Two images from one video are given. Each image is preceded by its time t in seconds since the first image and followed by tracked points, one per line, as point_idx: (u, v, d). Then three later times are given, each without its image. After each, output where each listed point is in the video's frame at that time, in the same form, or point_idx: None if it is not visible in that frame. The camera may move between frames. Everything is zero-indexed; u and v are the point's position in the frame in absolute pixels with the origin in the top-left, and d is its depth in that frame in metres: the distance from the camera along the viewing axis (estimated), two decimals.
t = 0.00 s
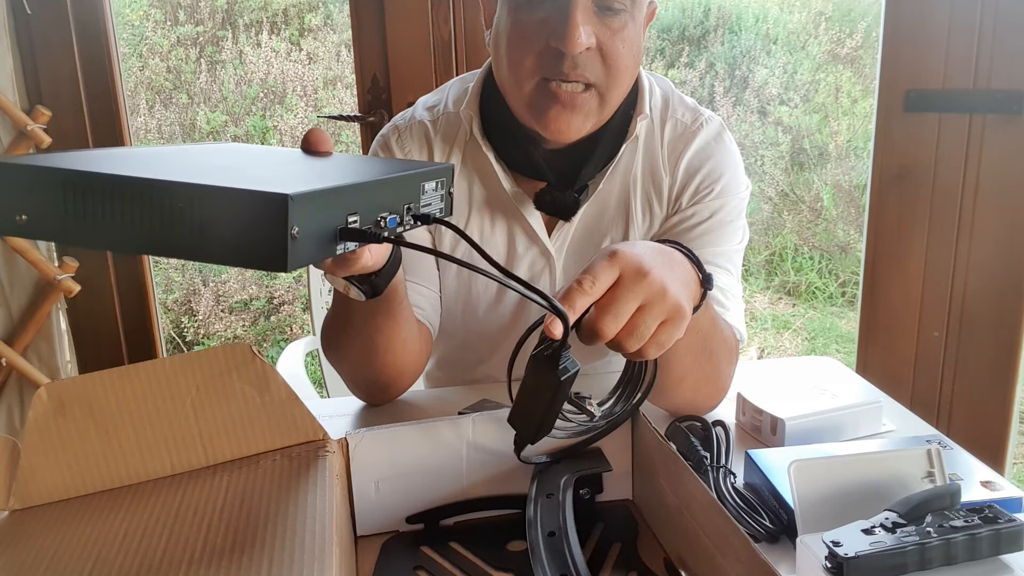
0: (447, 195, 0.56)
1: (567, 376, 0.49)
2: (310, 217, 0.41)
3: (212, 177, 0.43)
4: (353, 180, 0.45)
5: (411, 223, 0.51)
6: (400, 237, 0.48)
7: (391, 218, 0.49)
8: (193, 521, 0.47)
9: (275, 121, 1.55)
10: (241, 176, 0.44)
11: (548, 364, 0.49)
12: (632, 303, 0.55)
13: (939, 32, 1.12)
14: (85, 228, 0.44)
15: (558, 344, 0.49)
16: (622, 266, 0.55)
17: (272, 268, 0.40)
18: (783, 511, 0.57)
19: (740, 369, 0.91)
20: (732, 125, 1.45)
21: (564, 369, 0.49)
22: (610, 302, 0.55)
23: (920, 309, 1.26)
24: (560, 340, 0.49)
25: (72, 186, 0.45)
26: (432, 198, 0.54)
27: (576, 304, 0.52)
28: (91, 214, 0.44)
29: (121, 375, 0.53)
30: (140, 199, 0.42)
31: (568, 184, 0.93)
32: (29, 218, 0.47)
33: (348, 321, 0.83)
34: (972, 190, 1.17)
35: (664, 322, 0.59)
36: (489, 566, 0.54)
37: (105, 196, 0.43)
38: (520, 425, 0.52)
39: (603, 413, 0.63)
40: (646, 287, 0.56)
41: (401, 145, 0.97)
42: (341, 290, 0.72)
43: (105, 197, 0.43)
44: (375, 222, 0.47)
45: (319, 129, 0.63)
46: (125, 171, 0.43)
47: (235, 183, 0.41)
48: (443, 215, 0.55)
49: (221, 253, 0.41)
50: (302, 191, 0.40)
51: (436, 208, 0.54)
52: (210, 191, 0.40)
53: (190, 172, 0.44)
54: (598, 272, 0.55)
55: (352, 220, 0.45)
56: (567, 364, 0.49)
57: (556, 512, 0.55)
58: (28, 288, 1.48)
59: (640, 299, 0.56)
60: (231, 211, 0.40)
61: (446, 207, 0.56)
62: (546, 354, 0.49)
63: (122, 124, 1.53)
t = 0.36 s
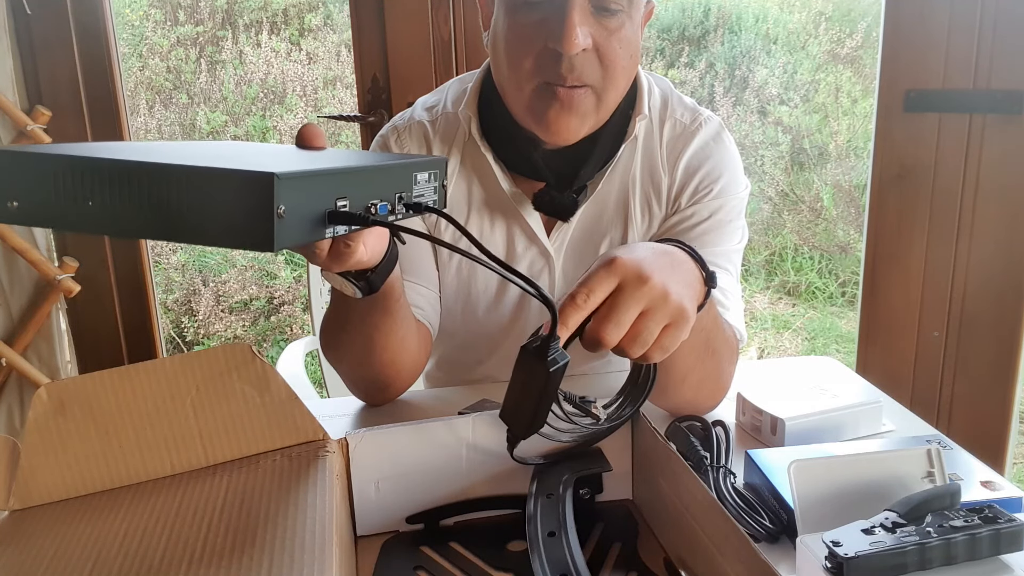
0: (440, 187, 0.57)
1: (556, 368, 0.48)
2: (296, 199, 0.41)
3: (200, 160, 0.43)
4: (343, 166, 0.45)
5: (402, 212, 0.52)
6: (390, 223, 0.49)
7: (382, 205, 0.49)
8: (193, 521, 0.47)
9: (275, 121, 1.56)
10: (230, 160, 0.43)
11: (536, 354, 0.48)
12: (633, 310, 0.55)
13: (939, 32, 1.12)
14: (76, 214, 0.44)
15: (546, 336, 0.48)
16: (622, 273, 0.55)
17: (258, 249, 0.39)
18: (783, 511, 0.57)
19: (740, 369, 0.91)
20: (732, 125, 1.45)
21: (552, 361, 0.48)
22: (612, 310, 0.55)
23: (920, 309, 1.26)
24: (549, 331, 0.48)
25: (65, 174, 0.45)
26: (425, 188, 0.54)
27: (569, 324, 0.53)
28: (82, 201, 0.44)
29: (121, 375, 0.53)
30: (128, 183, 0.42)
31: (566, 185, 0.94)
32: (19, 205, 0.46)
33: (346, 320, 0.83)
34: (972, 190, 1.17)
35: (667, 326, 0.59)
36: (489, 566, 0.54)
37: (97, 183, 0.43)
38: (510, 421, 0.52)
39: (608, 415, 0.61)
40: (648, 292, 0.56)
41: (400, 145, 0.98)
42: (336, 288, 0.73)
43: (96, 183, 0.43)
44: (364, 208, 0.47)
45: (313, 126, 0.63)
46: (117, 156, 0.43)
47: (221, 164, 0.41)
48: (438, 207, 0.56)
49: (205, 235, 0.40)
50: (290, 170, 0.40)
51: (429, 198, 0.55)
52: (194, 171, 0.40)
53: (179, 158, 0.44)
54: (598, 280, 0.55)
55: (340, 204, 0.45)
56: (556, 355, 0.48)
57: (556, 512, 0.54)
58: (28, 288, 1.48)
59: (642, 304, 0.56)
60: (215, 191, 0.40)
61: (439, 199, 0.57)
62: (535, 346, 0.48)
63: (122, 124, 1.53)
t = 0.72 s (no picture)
0: (437, 184, 0.57)
1: (554, 364, 0.48)
2: (289, 194, 0.40)
3: (196, 157, 0.43)
4: (337, 161, 0.45)
5: (399, 208, 0.51)
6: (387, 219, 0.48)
7: (378, 201, 0.49)
8: (193, 522, 0.47)
9: (275, 121, 1.56)
10: (225, 156, 0.43)
11: (533, 352, 0.48)
12: (626, 314, 0.55)
13: (939, 31, 1.12)
14: (73, 211, 0.44)
15: (542, 332, 0.48)
16: (615, 277, 0.55)
17: (251, 244, 0.39)
18: (783, 511, 0.57)
19: (740, 368, 0.91)
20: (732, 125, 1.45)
21: (550, 358, 0.48)
22: (604, 315, 0.55)
23: (920, 309, 1.26)
24: (545, 327, 0.49)
25: (61, 171, 0.45)
26: (422, 185, 0.55)
27: (567, 330, 0.52)
28: (79, 198, 0.44)
29: (121, 375, 0.53)
30: (125, 178, 0.42)
31: (565, 185, 0.94)
32: (16, 203, 0.46)
33: (345, 319, 0.83)
34: (972, 190, 1.17)
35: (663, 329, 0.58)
36: (489, 566, 0.54)
37: (94, 180, 0.43)
38: (508, 420, 0.52)
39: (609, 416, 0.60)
40: (642, 296, 0.56)
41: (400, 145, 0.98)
42: (336, 288, 0.73)
43: (92, 180, 0.43)
44: (360, 205, 0.47)
45: (310, 124, 0.63)
46: (114, 153, 0.43)
47: (216, 159, 0.41)
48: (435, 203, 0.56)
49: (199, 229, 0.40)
50: (282, 165, 0.39)
51: (426, 194, 0.55)
52: (189, 166, 0.40)
53: (175, 154, 0.44)
54: (592, 285, 0.54)
55: (336, 200, 0.45)
56: (553, 351, 0.48)
57: (556, 512, 0.54)
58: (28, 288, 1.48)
59: (635, 308, 0.56)
60: (210, 185, 0.40)
61: (437, 196, 0.57)
62: (531, 343, 0.48)
63: (122, 124, 1.53)
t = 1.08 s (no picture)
0: (439, 185, 0.57)
1: (551, 366, 0.48)
2: (286, 193, 0.40)
3: (194, 157, 0.42)
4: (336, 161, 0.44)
5: (399, 208, 0.51)
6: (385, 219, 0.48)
7: (377, 201, 0.49)
8: (193, 521, 0.47)
9: (275, 121, 1.56)
10: (224, 156, 0.43)
11: (531, 353, 0.48)
12: (627, 315, 0.55)
13: (939, 32, 1.12)
14: (70, 210, 0.44)
15: (540, 334, 0.48)
16: (615, 278, 0.55)
17: (246, 244, 0.39)
18: (783, 511, 0.57)
19: (740, 368, 0.91)
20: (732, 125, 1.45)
21: (547, 360, 0.48)
22: (605, 317, 0.55)
23: (920, 309, 1.26)
24: (543, 330, 0.48)
25: (61, 170, 0.45)
26: (423, 185, 0.55)
27: (569, 330, 0.52)
28: (78, 197, 0.44)
29: (121, 375, 0.53)
30: (124, 178, 0.42)
31: (565, 185, 0.94)
32: (15, 202, 0.46)
33: (345, 319, 0.83)
34: (972, 190, 1.17)
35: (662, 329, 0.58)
36: (489, 566, 0.54)
37: (93, 179, 0.43)
38: (506, 420, 0.52)
39: (610, 419, 0.60)
40: (641, 297, 0.55)
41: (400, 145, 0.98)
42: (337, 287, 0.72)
43: (91, 179, 0.43)
44: (359, 204, 0.47)
45: (312, 124, 0.63)
46: (112, 152, 0.43)
47: (214, 159, 0.41)
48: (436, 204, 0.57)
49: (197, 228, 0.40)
50: (279, 164, 0.39)
51: (427, 195, 0.55)
52: (187, 166, 0.40)
53: (173, 153, 0.44)
54: (593, 286, 0.54)
55: (334, 200, 0.45)
56: (551, 354, 0.48)
57: (556, 513, 0.54)
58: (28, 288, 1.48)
59: (635, 309, 0.55)
60: (207, 185, 0.39)
61: (438, 197, 0.57)
62: (529, 345, 0.48)
63: (122, 124, 1.53)
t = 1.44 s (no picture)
0: (447, 197, 0.56)
1: (551, 385, 0.48)
2: (282, 215, 0.40)
3: (195, 172, 0.42)
4: (336, 179, 0.44)
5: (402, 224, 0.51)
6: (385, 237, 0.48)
7: (378, 218, 0.48)
8: (193, 521, 0.47)
9: (275, 121, 1.56)
10: (225, 171, 0.43)
11: (530, 371, 0.48)
12: (624, 320, 0.55)
13: (939, 31, 1.12)
14: (71, 220, 0.45)
15: (542, 352, 0.48)
16: (612, 283, 0.55)
17: (241, 267, 0.39)
18: (783, 511, 0.57)
19: (740, 368, 0.91)
20: (732, 125, 1.45)
21: (547, 378, 0.47)
22: (602, 321, 0.54)
23: (920, 309, 1.26)
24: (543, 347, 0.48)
25: (62, 176, 0.45)
26: (429, 199, 0.54)
27: (567, 332, 0.51)
28: (78, 206, 0.44)
29: (121, 375, 0.53)
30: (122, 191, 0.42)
31: (565, 185, 0.94)
32: (18, 207, 0.47)
33: (349, 319, 0.83)
34: (972, 190, 1.17)
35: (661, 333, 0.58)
36: (489, 566, 0.54)
37: (93, 188, 0.43)
38: (506, 431, 0.52)
39: (610, 424, 0.61)
40: (639, 301, 0.55)
41: (400, 145, 0.97)
42: (342, 288, 0.73)
43: (91, 190, 0.43)
44: (360, 221, 0.46)
45: (322, 126, 0.63)
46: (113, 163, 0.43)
47: (214, 177, 0.40)
48: (442, 218, 0.56)
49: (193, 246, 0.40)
50: (275, 186, 0.39)
51: (433, 209, 0.54)
52: (186, 184, 0.40)
53: (174, 166, 0.44)
54: (590, 291, 0.54)
55: (332, 219, 0.44)
56: (551, 372, 0.48)
57: (556, 513, 0.54)
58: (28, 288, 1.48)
59: (634, 313, 0.55)
60: (204, 203, 0.39)
61: (445, 210, 0.56)
62: (529, 361, 0.48)
63: (122, 124, 1.53)
